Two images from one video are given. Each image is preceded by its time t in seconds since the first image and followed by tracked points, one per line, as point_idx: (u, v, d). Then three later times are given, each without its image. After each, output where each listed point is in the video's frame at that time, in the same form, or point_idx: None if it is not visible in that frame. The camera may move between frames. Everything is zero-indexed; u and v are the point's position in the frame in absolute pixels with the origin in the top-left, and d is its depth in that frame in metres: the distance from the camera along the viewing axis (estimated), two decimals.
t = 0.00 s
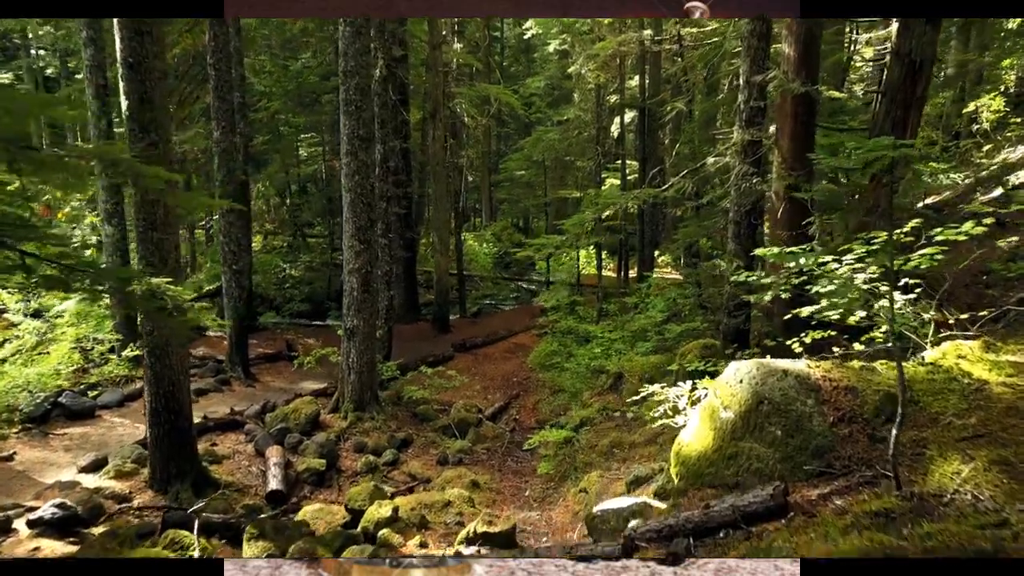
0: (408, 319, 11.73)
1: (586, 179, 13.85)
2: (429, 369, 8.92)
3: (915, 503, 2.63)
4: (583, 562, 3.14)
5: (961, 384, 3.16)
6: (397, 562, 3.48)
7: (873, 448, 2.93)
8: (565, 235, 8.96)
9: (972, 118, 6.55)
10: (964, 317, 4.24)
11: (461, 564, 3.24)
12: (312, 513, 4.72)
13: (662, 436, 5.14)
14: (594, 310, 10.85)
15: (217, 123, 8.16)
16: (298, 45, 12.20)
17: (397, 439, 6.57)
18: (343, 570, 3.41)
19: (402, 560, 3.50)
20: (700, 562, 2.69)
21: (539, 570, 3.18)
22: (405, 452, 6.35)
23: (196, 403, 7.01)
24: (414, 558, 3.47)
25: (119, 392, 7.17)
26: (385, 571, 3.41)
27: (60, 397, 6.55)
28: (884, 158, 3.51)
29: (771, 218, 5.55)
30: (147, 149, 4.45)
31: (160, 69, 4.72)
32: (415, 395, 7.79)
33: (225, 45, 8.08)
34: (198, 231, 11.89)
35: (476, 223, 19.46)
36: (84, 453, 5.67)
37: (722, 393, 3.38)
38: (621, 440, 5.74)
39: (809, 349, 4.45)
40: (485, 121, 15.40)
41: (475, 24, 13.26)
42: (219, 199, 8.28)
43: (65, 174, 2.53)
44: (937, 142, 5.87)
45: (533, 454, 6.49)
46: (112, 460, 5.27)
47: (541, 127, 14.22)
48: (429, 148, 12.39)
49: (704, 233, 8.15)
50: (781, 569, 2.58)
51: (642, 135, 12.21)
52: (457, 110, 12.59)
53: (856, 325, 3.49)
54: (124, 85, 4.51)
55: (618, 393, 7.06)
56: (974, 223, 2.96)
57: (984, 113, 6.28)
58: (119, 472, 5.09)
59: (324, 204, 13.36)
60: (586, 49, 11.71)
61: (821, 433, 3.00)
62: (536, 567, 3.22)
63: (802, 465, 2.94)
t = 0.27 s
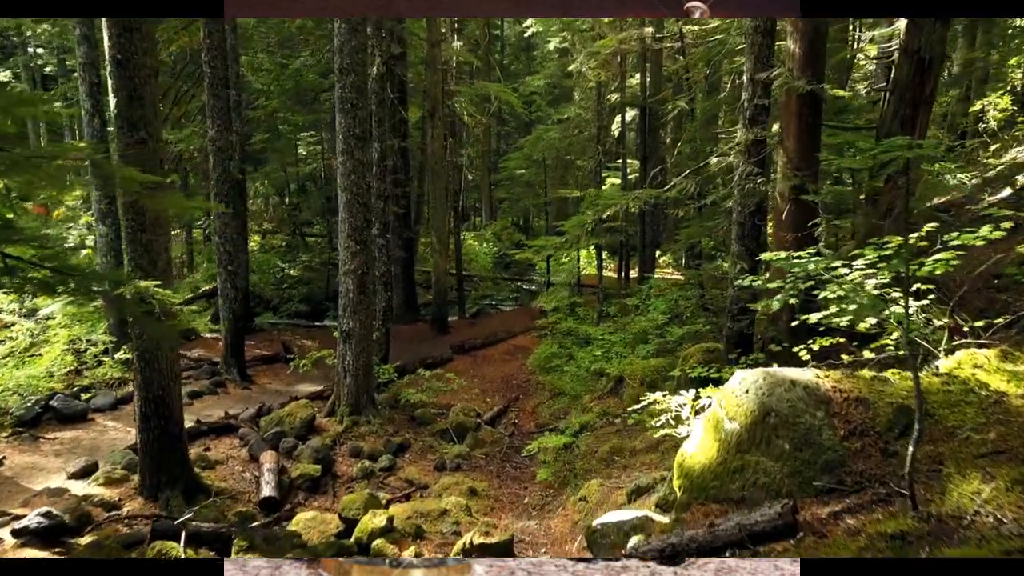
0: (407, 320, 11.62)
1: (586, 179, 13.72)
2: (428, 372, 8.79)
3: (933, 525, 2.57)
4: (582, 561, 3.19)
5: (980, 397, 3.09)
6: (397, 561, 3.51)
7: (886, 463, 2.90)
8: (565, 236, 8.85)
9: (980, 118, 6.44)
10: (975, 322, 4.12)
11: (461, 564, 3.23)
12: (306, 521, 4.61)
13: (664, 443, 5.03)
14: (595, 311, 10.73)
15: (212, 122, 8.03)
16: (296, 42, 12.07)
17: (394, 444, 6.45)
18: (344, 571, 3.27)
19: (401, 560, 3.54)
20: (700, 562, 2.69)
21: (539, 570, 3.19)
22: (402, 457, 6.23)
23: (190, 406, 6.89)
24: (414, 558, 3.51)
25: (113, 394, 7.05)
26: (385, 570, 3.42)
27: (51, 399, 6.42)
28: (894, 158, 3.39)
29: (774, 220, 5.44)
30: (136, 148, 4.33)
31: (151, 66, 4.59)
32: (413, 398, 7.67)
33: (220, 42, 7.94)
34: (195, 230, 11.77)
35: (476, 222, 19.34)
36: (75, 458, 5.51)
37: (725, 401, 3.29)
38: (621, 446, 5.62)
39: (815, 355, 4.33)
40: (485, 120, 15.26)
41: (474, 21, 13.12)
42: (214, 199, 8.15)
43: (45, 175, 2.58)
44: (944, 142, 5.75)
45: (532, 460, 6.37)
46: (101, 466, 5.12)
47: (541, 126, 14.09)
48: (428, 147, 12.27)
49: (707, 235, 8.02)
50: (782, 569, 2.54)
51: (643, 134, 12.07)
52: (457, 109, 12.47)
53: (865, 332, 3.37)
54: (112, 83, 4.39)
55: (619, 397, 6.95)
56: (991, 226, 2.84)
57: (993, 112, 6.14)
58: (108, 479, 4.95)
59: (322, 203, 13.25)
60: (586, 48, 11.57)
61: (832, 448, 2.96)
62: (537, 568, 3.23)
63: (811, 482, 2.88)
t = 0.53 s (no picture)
0: (405, 322, 11.48)
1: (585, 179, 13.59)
2: (424, 376, 8.66)
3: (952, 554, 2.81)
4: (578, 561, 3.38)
5: (998, 414, 3.20)
6: (397, 562, 3.93)
7: (900, 483, 3.08)
8: (564, 238, 8.70)
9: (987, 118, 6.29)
10: (991, 329, 3.96)
11: (463, 564, 3.72)
12: (296, 534, 4.47)
13: (665, 452, 4.89)
14: (595, 313, 10.59)
15: (205, 122, 7.89)
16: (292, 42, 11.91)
17: (389, 451, 6.31)
18: (343, 569, 3.86)
19: (401, 560, 3.95)
20: (701, 562, 3.10)
21: (538, 570, 3.69)
22: (396, 466, 6.08)
23: (182, 412, 6.76)
24: (412, 559, 3.91)
25: (102, 401, 6.93)
26: (385, 570, 3.87)
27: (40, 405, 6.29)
28: (909, 159, 3.25)
29: (779, 223, 5.32)
30: (121, 148, 4.21)
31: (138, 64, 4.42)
32: (410, 403, 7.53)
33: (212, 40, 7.79)
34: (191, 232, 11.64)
35: (476, 223, 19.20)
36: (63, 467, 5.36)
37: (731, 416, 3.42)
38: (621, 454, 5.48)
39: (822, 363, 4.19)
40: (484, 120, 15.12)
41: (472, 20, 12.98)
42: (207, 201, 8.02)
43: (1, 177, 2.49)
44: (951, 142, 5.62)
45: (530, 468, 6.23)
46: (88, 477, 4.93)
47: (541, 126, 13.93)
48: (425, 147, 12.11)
49: (708, 237, 7.88)
50: (781, 570, 2.95)
51: (643, 133, 11.93)
52: (455, 108, 12.34)
53: (876, 341, 3.24)
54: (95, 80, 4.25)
55: (619, 403, 6.81)
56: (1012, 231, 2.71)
57: (1002, 110, 5.99)
58: (93, 492, 4.78)
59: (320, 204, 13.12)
60: (586, 46, 11.40)
61: (842, 467, 3.12)
62: (536, 568, 3.73)
63: (821, 501, 3.07)
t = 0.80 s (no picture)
0: (403, 325, 11.37)
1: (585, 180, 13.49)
2: (422, 380, 8.56)
3: None
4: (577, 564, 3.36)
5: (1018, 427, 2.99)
6: (397, 562, 3.86)
7: (914, 502, 2.88)
8: (563, 240, 8.59)
9: (992, 118, 6.19)
10: (999, 336, 3.87)
11: (462, 565, 3.67)
12: (289, 544, 4.38)
13: (667, 461, 4.78)
14: (594, 315, 10.49)
15: (199, 123, 7.78)
16: (289, 41, 11.79)
17: (385, 457, 6.21)
18: (343, 570, 3.82)
19: (401, 560, 3.89)
20: (700, 562, 3.02)
21: (538, 570, 3.64)
22: (392, 473, 5.99)
23: (175, 417, 6.65)
24: (412, 559, 3.85)
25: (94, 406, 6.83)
26: (385, 571, 3.79)
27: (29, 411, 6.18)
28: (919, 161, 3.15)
29: (782, 225, 5.22)
30: (107, 150, 4.10)
31: (126, 64, 4.31)
32: (407, 408, 7.43)
33: (207, 39, 7.68)
34: (187, 233, 11.52)
35: (476, 224, 19.10)
36: (51, 474, 5.23)
37: (735, 429, 3.18)
38: (620, 461, 5.38)
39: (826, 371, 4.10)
40: (484, 120, 15.01)
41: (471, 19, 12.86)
42: (200, 203, 7.91)
43: None
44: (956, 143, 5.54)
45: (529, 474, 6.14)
46: (76, 486, 4.81)
47: (541, 126, 13.82)
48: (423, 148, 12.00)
49: (708, 239, 7.79)
50: (780, 569, 2.87)
51: (644, 134, 11.83)
52: (454, 109, 12.23)
53: (885, 349, 3.14)
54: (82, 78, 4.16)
55: (619, 408, 6.70)
56: None
57: (1008, 111, 5.90)
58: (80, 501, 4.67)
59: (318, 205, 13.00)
60: (586, 46, 11.29)
61: (854, 486, 2.89)
62: (536, 568, 3.68)
63: (831, 521, 2.85)
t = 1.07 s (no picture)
0: (401, 327, 11.27)
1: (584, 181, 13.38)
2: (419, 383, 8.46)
3: None
4: (580, 565, 3.58)
5: None
6: (395, 563, 4.04)
7: (929, 522, 2.86)
8: (562, 241, 8.48)
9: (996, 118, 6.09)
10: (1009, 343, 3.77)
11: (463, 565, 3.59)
12: (282, 554, 4.28)
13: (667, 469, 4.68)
14: (594, 317, 10.39)
15: (192, 123, 7.67)
16: (285, 41, 11.67)
17: (381, 463, 6.11)
18: (343, 570, 3.89)
19: (399, 561, 4.10)
20: (701, 562, 3.11)
21: (539, 570, 3.58)
22: (387, 479, 5.89)
23: (167, 422, 6.55)
24: (410, 559, 4.06)
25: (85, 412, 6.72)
26: (385, 571, 3.95)
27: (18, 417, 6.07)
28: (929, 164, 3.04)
29: (785, 227, 5.12)
30: (93, 152, 3.98)
31: (113, 63, 4.20)
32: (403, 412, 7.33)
33: (201, 38, 7.57)
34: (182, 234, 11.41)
35: (475, 224, 18.98)
36: (39, 482, 5.12)
37: (739, 442, 3.21)
38: (620, 468, 5.27)
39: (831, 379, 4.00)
40: (483, 120, 14.89)
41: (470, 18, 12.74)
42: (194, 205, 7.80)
43: None
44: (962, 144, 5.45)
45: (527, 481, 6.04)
46: (64, 494, 4.71)
47: (540, 126, 13.70)
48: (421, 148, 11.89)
49: (710, 241, 7.68)
50: (780, 569, 2.91)
51: (644, 134, 11.72)
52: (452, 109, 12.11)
53: (894, 358, 3.04)
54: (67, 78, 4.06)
55: (619, 412, 6.59)
56: None
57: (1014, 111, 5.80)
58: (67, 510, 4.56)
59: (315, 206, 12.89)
60: (586, 45, 11.18)
61: (864, 504, 2.87)
62: (536, 568, 3.63)
63: (840, 540, 2.84)
